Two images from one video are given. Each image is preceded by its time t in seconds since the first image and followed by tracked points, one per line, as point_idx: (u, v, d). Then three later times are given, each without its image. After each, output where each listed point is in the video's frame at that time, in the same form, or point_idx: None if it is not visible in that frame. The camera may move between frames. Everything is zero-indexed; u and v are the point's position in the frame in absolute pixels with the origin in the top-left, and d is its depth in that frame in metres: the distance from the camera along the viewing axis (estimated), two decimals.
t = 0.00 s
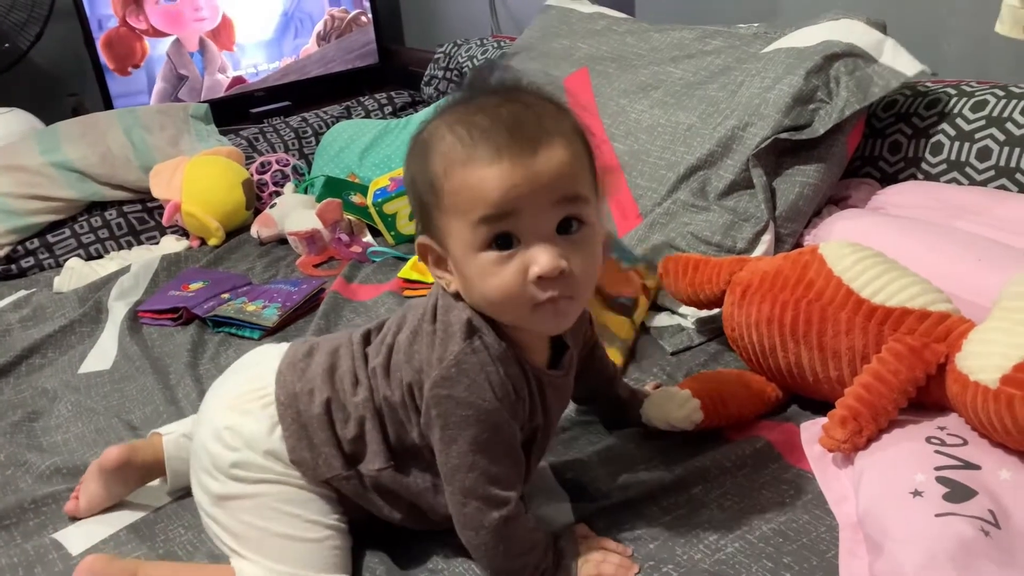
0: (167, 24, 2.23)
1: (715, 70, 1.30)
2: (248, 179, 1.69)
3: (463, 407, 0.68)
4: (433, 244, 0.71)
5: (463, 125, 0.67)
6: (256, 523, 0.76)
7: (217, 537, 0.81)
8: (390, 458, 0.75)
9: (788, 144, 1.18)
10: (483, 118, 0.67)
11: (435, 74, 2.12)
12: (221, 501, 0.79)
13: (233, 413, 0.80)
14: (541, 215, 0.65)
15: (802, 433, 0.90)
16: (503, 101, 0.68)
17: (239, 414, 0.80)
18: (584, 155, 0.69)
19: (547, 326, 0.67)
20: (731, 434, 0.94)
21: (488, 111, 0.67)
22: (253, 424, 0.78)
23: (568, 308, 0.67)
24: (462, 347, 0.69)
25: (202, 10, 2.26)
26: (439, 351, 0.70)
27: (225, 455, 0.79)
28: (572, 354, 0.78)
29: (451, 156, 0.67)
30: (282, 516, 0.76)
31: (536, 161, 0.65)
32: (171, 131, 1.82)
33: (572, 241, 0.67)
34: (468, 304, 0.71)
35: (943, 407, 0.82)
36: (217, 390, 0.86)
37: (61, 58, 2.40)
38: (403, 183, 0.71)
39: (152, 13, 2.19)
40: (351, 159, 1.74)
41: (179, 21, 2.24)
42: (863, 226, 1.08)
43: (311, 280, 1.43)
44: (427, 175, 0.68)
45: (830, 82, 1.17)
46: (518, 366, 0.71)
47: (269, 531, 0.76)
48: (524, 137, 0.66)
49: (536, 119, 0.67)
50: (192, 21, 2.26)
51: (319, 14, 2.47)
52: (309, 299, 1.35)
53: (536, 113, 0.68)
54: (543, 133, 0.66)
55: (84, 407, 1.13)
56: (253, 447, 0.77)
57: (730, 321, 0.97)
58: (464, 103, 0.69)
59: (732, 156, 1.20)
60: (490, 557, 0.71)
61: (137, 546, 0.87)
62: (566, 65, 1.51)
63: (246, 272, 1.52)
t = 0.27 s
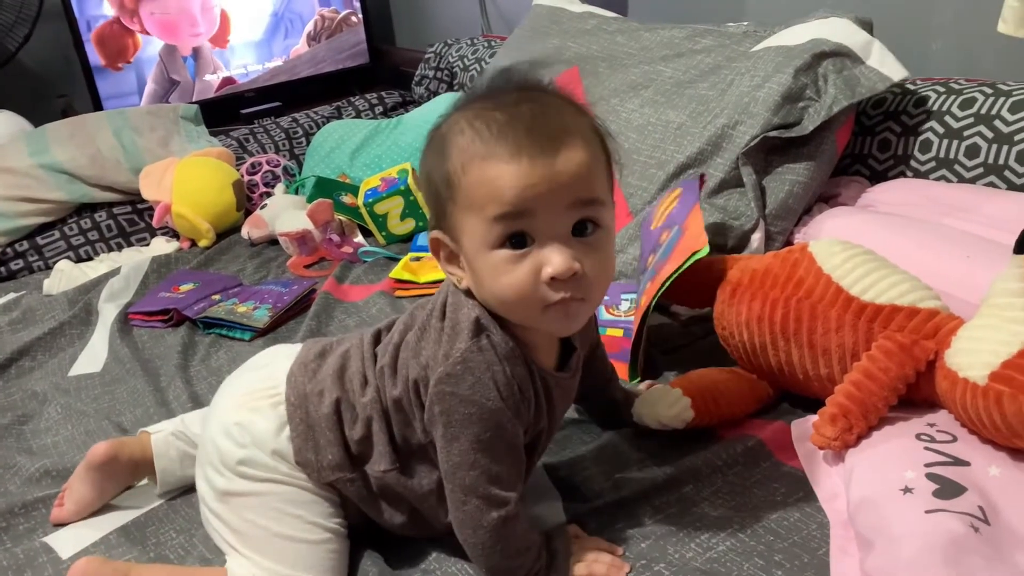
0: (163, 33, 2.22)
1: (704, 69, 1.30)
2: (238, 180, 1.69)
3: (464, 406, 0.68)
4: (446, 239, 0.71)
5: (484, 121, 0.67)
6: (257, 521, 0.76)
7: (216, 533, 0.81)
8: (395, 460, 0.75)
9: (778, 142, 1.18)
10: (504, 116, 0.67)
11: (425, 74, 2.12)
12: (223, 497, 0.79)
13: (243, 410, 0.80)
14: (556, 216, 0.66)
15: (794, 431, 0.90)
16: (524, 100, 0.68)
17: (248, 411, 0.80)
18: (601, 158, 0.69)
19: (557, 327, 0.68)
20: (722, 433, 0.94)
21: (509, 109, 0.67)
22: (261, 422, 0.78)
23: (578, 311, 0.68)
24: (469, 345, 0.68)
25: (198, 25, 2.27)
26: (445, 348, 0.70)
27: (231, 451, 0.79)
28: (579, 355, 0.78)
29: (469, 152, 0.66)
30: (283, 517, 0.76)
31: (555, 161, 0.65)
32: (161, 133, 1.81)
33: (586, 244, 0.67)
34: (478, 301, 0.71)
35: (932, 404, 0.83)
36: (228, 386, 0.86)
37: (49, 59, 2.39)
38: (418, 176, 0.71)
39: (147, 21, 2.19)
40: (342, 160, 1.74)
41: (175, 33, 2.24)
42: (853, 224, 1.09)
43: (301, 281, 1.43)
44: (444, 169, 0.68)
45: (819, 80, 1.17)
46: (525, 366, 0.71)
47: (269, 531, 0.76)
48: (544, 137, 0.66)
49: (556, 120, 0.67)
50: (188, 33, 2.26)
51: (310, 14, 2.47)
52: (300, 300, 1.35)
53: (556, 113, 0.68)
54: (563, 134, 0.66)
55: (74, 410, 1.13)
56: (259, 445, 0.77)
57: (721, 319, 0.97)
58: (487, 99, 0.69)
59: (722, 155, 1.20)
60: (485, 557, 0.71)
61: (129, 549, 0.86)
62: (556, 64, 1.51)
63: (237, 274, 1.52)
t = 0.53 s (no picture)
0: (155, 39, 2.22)
1: (695, 69, 1.30)
2: (230, 182, 1.69)
3: (455, 409, 0.68)
4: (440, 241, 0.71)
5: (472, 121, 0.67)
6: (254, 522, 0.76)
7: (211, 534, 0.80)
8: (395, 465, 0.75)
9: (768, 142, 1.18)
10: (492, 114, 0.67)
11: (417, 75, 2.12)
12: (221, 498, 0.78)
13: (244, 411, 0.80)
14: (547, 213, 0.65)
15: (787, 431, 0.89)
16: (512, 98, 0.68)
17: (249, 412, 0.80)
18: (592, 154, 0.68)
19: (552, 325, 0.67)
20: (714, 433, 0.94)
21: (497, 108, 0.67)
22: (263, 423, 0.78)
23: (573, 308, 0.67)
24: (463, 346, 0.68)
25: (191, 32, 2.26)
26: (440, 349, 0.70)
27: (231, 451, 0.78)
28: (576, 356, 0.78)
29: (459, 152, 0.67)
30: (281, 519, 0.76)
31: (544, 157, 0.65)
32: (151, 135, 1.81)
33: (578, 240, 0.67)
34: (473, 302, 0.71)
35: (923, 403, 0.83)
36: (230, 388, 0.86)
37: (40, 62, 2.38)
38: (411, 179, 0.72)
39: (139, 26, 2.18)
40: (334, 161, 1.74)
41: (168, 38, 2.24)
42: (844, 224, 1.09)
43: (293, 283, 1.43)
44: (435, 171, 0.68)
45: (809, 80, 1.17)
46: (519, 367, 0.70)
47: (267, 532, 0.76)
48: (532, 134, 0.65)
49: (544, 117, 0.67)
50: (179, 39, 2.26)
51: (301, 16, 2.46)
52: (292, 303, 1.35)
53: (544, 109, 0.67)
54: (551, 130, 0.66)
55: (64, 414, 1.12)
56: (260, 446, 0.77)
57: (712, 319, 0.97)
58: (475, 99, 0.69)
59: (713, 155, 1.20)
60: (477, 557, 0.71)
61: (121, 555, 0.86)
62: (547, 65, 1.51)
63: (228, 276, 1.51)
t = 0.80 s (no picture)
0: (149, 42, 2.21)
1: (688, 70, 1.30)
2: (223, 185, 1.68)
3: (442, 418, 0.68)
4: (433, 245, 0.71)
5: (481, 130, 0.67)
6: (236, 533, 0.76)
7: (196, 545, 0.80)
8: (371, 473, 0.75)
9: (761, 143, 1.18)
10: (502, 125, 0.67)
11: (410, 76, 2.11)
12: (201, 510, 0.78)
13: (217, 422, 0.80)
14: (547, 227, 0.65)
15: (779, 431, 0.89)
16: (524, 112, 0.69)
17: (222, 422, 0.79)
18: (595, 174, 0.69)
19: (541, 341, 0.67)
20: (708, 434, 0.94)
21: (507, 119, 0.68)
22: (236, 434, 0.78)
23: (563, 325, 0.67)
24: (447, 357, 0.68)
25: (185, 36, 2.26)
26: (424, 359, 0.70)
27: (207, 463, 0.78)
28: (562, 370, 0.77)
29: (464, 159, 0.67)
30: (262, 527, 0.76)
31: (550, 173, 0.65)
32: (144, 138, 1.80)
33: (574, 258, 0.67)
34: (461, 310, 0.70)
35: (917, 403, 0.83)
36: (204, 397, 0.85)
37: (32, 65, 2.37)
38: (409, 181, 0.71)
39: (132, 28, 2.17)
40: (327, 163, 1.73)
41: (161, 41, 2.23)
42: (836, 224, 1.09)
43: (286, 286, 1.42)
44: (436, 174, 0.68)
45: (802, 80, 1.17)
46: (502, 378, 0.70)
47: (249, 541, 0.76)
48: (541, 148, 0.66)
49: (553, 133, 0.67)
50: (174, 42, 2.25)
51: (294, 17, 2.46)
52: (285, 305, 1.34)
53: (554, 126, 0.68)
54: (559, 147, 0.66)
55: (56, 418, 1.12)
56: (234, 457, 0.77)
57: (705, 320, 0.97)
58: (487, 107, 0.69)
59: (706, 156, 1.20)
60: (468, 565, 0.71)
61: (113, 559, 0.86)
62: (540, 66, 1.51)
63: (221, 279, 1.51)
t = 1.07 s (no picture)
0: (142, 38, 2.20)
1: (684, 69, 1.30)
2: (218, 185, 1.68)
3: (427, 430, 0.67)
4: (414, 256, 0.70)
5: (464, 142, 0.67)
6: (218, 543, 0.77)
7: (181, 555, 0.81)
8: (350, 481, 0.75)
9: (756, 142, 1.18)
10: (485, 137, 0.67)
11: (405, 76, 2.11)
12: (181, 522, 0.79)
13: (192, 434, 0.80)
14: (530, 242, 0.65)
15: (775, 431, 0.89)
16: (508, 123, 0.68)
17: (196, 435, 0.80)
18: (579, 188, 0.69)
19: (521, 355, 0.67)
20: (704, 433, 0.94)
21: (490, 130, 0.67)
22: (209, 446, 0.78)
23: (543, 340, 0.67)
24: (429, 370, 0.68)
25: (177, 26, 2.24)
26: (405, 372, 0.69)
27: (182, 476, 0.79)
28: (546, 379, 0.77)
29: (446, 171, 0.66)
30: (243, 536, 0.77)
31: (533, 188, 0.65)
32: (139, 137, 1.80)
33: (556, 273, 0.67)
34: (441, 323, 0.70)
35: (912, 402, 0.83)
36: (180, 408, 0.86)
37: (26, 65, 2.37)
38: (391, 190, 0.71)
39: (124, 28, 2.17)
40: (322, 163, 1.73)
41: (153, 36, 2.22)
42: (831, 224, 1.09)
43: (282, 286, 1.42)
44: (418, 185, 0.68)
45: (797, 80, 1.17)
46: (485, 387, 0.70)
47: (233, 550, 0.77)
48: (524, 162, 0.66)
49: (537, 146, 0.67)
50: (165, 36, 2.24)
51: (289, 17, 2.45)
52: (280, 305, 1.34)
53: (538, 139, 0.68)
54: (543, 161, 0.66)
55: (51, 419, 1.12)
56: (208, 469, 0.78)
57: (701, 319, 0.97)
58: (469, 119, 0.69)
59: (702, 155, 1.20)
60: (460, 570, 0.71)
61: (108, 561, 0.85)
62: (536, 66, 1.51)
63: (217, 279, 1.50)
